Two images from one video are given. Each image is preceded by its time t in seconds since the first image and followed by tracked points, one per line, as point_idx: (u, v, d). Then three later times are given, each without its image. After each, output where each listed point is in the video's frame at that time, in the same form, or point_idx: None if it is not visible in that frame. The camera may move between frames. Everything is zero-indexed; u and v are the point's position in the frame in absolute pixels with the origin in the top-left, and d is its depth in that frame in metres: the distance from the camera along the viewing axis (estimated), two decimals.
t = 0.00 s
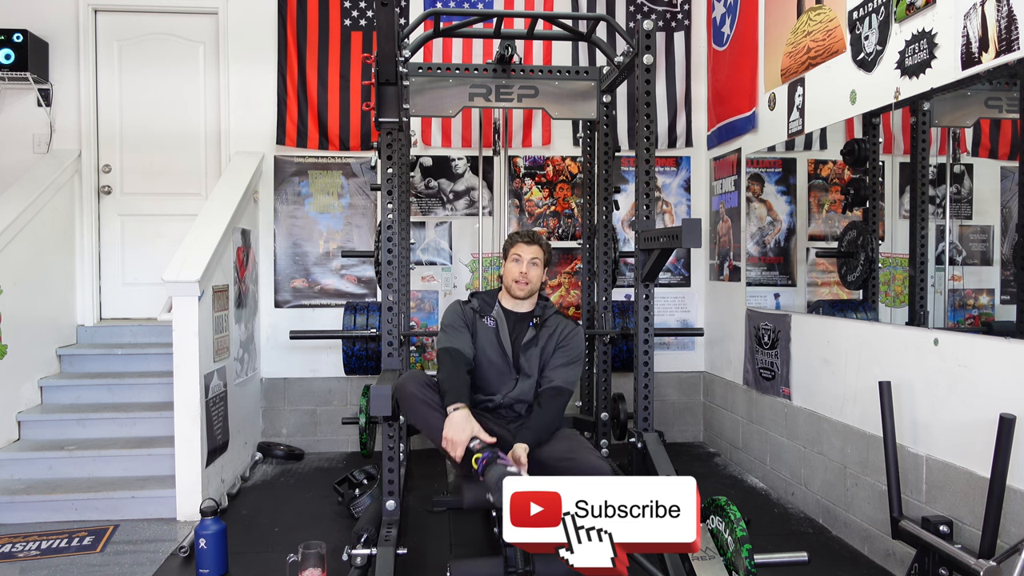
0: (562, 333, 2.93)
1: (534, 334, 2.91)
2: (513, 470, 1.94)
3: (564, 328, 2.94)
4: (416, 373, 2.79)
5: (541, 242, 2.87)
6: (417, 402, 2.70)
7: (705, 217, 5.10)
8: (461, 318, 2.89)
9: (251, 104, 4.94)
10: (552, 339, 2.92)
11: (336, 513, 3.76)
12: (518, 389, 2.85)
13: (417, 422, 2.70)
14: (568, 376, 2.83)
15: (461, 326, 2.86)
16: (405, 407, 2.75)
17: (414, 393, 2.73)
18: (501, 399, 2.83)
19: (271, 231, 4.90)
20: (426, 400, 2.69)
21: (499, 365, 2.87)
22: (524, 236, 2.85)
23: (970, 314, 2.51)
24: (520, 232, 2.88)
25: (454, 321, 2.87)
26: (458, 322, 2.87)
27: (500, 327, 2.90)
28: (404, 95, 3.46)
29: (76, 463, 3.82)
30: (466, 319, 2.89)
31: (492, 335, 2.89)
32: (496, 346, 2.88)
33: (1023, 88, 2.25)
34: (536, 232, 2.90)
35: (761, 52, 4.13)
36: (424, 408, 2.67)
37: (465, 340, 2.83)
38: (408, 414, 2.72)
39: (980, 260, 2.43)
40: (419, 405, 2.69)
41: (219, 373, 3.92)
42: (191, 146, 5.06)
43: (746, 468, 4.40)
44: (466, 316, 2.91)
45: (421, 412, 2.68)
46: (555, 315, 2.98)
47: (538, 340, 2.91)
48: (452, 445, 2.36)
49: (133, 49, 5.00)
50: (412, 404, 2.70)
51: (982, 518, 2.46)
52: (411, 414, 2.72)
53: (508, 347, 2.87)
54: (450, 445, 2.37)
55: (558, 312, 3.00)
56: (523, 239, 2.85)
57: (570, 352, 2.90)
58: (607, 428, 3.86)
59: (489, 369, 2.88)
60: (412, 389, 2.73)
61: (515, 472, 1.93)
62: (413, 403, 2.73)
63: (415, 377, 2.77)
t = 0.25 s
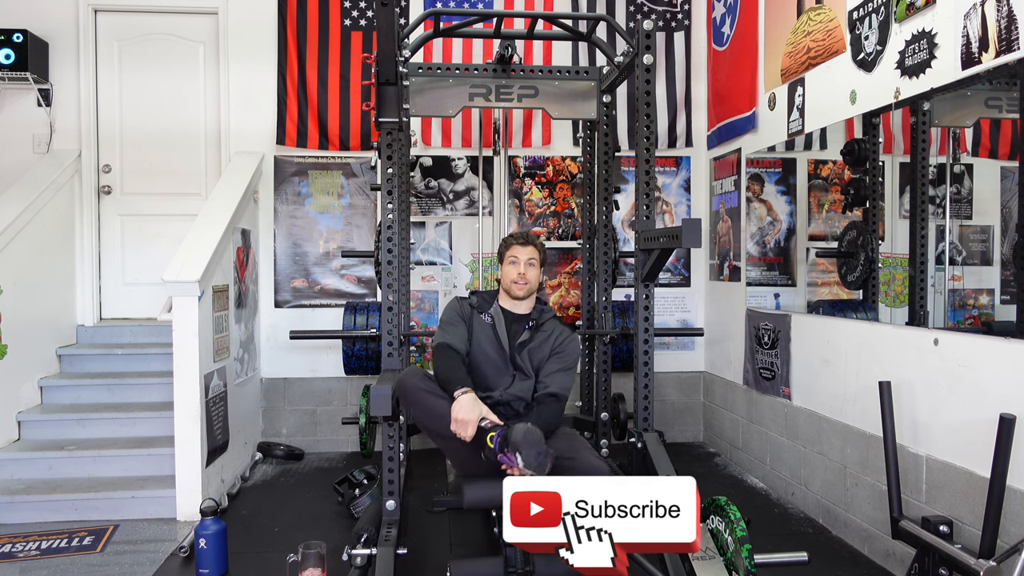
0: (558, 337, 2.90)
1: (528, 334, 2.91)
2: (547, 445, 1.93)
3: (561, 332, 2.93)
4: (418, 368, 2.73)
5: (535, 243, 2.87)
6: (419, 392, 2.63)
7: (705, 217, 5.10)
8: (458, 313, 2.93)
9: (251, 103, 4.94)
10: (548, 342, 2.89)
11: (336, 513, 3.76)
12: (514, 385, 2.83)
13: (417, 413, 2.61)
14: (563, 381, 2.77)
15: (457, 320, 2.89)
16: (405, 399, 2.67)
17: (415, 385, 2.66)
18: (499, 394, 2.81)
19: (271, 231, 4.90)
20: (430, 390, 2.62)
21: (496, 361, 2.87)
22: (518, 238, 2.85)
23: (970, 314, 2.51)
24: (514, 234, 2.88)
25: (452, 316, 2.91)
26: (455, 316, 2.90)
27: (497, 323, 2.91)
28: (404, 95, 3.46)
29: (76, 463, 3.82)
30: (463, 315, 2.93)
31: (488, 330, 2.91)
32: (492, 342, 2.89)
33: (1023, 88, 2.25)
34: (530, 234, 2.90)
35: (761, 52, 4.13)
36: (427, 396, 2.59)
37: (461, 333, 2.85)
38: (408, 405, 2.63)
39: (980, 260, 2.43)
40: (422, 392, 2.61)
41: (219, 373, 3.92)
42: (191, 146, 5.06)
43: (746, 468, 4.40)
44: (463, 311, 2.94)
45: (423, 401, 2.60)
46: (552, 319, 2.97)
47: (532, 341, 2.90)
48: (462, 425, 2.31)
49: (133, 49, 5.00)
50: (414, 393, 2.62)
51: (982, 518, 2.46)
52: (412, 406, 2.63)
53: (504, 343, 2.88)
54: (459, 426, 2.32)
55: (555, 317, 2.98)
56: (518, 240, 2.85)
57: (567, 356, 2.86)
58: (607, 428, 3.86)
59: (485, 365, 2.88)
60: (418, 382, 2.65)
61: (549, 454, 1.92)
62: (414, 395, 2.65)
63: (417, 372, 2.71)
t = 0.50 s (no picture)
0: (555, 340, 2.92)
1: (526, 336, 2.91)
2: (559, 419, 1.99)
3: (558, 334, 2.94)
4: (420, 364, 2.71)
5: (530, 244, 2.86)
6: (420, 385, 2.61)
7: (705, 217, 5.10)
8: (456, 312, 2.91)
9: (251, 103, 4.94)
10: (545, 345, 2.90)
11: (336, 513, 3.76)
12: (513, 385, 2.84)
13: (418, 408, 2.58)
14: (563, 384, 2.80)
15: (456, 320, 2.88)
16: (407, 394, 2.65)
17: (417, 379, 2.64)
18: (499, 393, 2.82)
19: (271, 231, 4.90)
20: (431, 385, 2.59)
21: (495, 361, 2.87)
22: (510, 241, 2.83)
23: (970, 314, 2.51)
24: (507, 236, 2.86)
25: (450, 316, 2.90)
26: (453, 316, 2.88)
27: (495, 323, 2.90)
28: (404, 95, 3.46)
29: (76, 463, 3.82)
30: (461, 315, 2.91)
31: (486, 330, 2.90)
32: (491, 342, 2.89)
33: (1023, 88, 2.25)
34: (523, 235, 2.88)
35: (761, 52, 4.13)
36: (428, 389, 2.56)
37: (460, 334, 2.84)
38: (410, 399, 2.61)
39: (980, 260, 2.43)
40: (423, 386, 2.58)
41: (219, 373, 3.92)
42: (191, 146, 5.06)
43: (746, 468, 4.40)
44: (461, 311, 2.92)
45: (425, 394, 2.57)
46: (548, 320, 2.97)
47: (530, 342, 2.90)
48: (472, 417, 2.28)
49: (133, 49, 5.00)
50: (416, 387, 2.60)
51: (982, 518, 2.46)
52: (413, 401, 2.61)
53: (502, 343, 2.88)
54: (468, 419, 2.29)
55: (552, 319, 2.98)
56: (511, 242, 2.83)
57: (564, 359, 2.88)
58: (607, 428, 3.86)
59: (483, 364, 2.87)
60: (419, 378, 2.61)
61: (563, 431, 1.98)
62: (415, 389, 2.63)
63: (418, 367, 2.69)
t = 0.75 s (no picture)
0: (554, 340, 2.91)
1: (524, 337, 2.90)
2: (566, 409, 2.06)
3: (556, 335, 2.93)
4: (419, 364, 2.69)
5: (527, 245, 2.85)
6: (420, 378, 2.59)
7: (705, 217, 5.10)
8: (455, 312, 2.91)
9: (251, 104, 4.94)
10: (544, 346, 2.89)
11: (337, 513, 3.76)
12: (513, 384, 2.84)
13: (419, 405, 2.55)
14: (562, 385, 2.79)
15: (455, 319, 2.88)
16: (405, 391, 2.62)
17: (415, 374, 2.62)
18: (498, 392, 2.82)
19: (271, 231, 4.90)
20: (432, 381, 2.57)
21: (493, 360, 2.86)
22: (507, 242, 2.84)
23: (970, 314, 2.51)
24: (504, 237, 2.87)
25: (449, 315, 2.91)
26: (452, 316, 2.89)
27: (494, 323, 2.90)
28: (404, 95, 3.46)
29: (76, 463, 3.82)
30: (460, 315, 2.91)
31: (485, 330, 2.90)
32: (490, 342, 2.88)
33: (1023, 88, 2.25)
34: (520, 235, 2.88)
35: (761, 52, 4.13)
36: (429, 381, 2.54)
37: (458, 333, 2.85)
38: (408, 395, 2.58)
39: (980, 260, 2.43)
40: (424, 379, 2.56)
41: (219, 373, 3.92)
42: (191, 146, 5.06)
43: (746, 468, 4.40)
44: (460, 310, 2.92)
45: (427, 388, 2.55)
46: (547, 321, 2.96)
47: (529, 342, 2.90)
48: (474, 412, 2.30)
49: (133, 49, 5.00)
50: (416, 380, 2.57)
51: (982, 518, 2.46)
52: (413, 397, 2.58)
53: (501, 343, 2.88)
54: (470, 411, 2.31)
55: (551, 320, 2.98)
56: (508, 242, 2.84)
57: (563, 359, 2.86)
58: (607, 428, 3.86)
59: (482, 364, 2.87)
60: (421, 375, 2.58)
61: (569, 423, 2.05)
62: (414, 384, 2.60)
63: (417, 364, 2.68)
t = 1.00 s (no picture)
0: (554, 341, 2.91)
1: (524, 338, 2.89)
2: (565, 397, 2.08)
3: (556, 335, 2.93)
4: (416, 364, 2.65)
5: (524, 246, 2.83)
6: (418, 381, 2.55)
7: (705, 217, 5.10)
8: (455, 313, 2.91)
9: (251, 104, 4.94)
10: (544, 347, 2.90)
11: (336, 513, 3.76)
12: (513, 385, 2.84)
13: (419, 407, 2.52)
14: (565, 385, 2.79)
15: (455, 320, 2.88)
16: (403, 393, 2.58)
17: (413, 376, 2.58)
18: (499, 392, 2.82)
19: (271, 231, 4.90)
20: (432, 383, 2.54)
21: (493, 361, 2.87)
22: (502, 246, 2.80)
23: (970, 314, 2.51)
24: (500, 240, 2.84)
25: (449, 316, 2.91)
26: (452, 317, 2.89)
27: (493, 324, 2.90)
28: (404, 95, 3.46)
29: (76, 463, 3.82)
30: (460, 316, 2.91)
31: (485, 331, 2.90)
32: (489, 343, 2.88)
33: (1023, 88, 2.25)
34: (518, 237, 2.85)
35: (761, 52, 4.13)
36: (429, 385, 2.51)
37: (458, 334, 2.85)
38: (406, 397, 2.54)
39: (980, 260, 2.43)
40: (424, 383, 2.52)
41: (219, 373, 3.92)
42: (191, 146, 5.06)
43: (746, 468, 4.40)
44: (460, 311, 2.92)
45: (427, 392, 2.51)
46: (546, 322, 2.96)
47: (528, 343, 2.89)
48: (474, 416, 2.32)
49: (133, 49, 5.00)
50: (415, 384, 2.53)
51: (982, 518, 2.46)
52: (412, 399, 2.55)
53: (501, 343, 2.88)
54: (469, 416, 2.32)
55: (550, 320, 2.98)
56: (504, 246, 2.80)
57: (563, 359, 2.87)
58: (607, 428, 3.86)
59: (482, 365, 2.87)
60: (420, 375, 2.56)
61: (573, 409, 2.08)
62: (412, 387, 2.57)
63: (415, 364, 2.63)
